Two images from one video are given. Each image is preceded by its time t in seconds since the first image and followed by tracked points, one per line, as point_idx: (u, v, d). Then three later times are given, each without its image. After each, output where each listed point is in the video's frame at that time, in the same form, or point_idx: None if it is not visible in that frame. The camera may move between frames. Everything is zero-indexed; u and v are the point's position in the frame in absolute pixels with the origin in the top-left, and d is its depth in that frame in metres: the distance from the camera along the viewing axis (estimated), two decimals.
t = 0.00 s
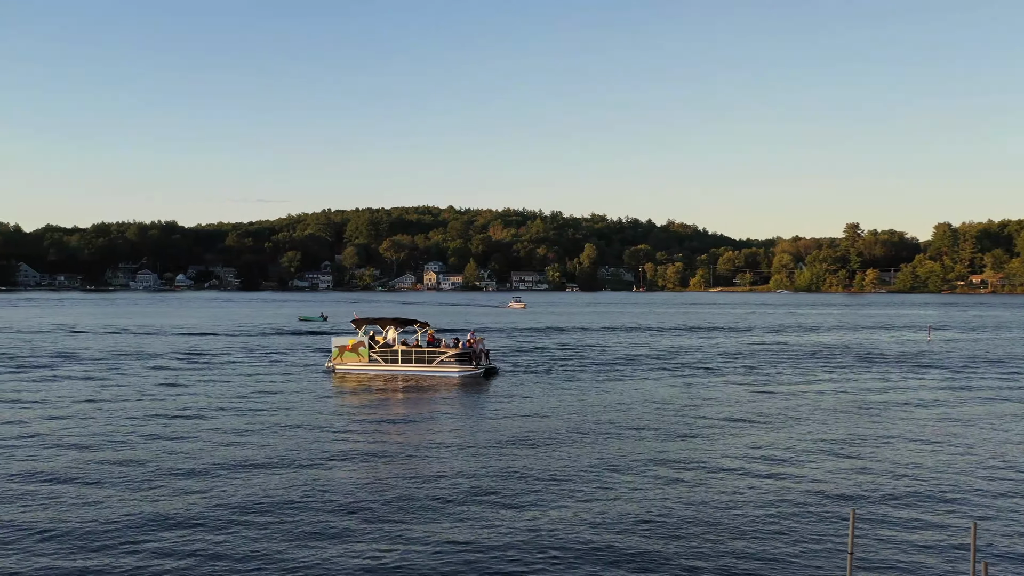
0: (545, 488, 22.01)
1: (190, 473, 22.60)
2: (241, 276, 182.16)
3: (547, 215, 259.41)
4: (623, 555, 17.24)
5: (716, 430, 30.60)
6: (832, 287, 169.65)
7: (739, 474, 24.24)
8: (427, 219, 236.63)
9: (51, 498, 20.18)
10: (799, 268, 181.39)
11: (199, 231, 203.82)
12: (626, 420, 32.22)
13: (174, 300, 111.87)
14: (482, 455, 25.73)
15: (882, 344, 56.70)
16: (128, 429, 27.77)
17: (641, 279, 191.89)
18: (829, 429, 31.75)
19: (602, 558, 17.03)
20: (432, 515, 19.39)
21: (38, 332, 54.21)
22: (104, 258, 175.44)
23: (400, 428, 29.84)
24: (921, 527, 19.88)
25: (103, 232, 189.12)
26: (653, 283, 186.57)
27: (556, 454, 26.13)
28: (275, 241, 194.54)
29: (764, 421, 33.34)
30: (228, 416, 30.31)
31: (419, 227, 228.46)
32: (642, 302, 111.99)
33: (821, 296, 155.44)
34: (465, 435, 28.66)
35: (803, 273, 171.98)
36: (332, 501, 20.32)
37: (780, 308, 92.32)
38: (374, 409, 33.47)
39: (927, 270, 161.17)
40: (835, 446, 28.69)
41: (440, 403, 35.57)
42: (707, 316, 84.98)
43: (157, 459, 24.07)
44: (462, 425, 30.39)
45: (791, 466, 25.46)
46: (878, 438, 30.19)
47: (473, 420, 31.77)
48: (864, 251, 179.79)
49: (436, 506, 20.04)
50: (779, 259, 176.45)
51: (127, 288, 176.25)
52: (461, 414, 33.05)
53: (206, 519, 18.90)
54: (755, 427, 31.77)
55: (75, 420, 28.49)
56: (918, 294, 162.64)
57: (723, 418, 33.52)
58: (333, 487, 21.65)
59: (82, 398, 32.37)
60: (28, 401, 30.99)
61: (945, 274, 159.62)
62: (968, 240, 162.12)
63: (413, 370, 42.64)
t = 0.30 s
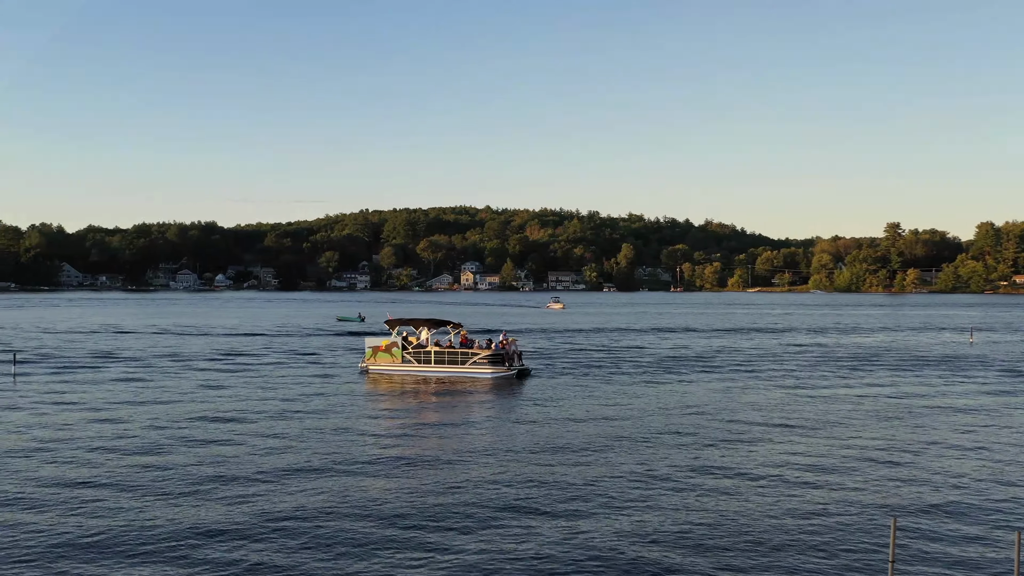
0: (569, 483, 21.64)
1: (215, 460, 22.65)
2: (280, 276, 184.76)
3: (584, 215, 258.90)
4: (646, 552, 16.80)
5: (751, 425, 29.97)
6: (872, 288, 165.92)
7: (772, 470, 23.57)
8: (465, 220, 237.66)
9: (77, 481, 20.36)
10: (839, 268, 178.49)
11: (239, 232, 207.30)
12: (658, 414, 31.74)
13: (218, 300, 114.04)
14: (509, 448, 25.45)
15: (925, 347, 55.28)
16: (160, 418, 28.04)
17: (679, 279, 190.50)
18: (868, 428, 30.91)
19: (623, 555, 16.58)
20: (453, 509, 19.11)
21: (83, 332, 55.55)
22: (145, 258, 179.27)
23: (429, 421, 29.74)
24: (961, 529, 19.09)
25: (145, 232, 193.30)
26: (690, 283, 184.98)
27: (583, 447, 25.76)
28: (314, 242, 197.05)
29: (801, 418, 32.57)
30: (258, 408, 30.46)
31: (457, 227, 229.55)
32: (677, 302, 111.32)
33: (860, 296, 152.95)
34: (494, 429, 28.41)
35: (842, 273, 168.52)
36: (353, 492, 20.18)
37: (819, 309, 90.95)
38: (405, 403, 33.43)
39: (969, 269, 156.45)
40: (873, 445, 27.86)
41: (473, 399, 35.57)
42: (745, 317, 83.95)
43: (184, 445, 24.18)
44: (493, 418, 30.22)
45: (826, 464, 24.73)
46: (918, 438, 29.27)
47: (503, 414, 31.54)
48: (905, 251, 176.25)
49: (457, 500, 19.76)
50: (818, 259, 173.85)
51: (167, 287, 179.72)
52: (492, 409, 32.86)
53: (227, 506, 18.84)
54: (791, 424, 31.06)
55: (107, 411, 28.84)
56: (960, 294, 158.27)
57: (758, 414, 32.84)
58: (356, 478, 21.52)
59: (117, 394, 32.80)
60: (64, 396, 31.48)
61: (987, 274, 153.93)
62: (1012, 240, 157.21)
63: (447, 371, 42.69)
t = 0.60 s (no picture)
0: (583, 472, 21.35)
1: (229, 456, 22.72)
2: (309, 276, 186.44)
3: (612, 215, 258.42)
4: (655, 540, 16.42)
5: (774, 422, 29.52)
6: (902, 288, 163.55)
7: (791, 460, 23.09)
8: (493, 220, 238.34)
9: (92, 476, 20.52)
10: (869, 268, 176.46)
11: (269, 233, 209.93)
12: (680, 413, 31.42)
13: (250, 301, 115.78)
14: (524, 441, 25.25)
15: (956, 349, 54.24)
16: (179, 418, 28.33)
17: (707, 279, 189.64)
18: (894, 423, 30.28)
19: (631, 543, 16.24)
20: (463, 499, 18.91)
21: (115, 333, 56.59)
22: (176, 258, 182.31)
23: (449, 417, 29.72)
24: (988, 512, 18.61)
25: (177, 233, 196.53)
26: (718, 284, 183.76)
27: (600, 440, 25.50)
28: (342, 242, 198.62)
29: (825, 415, 32.02)
30: (278, 409, 30.64)
31: (484, 228, 230.17)
32: (703, 303, 110.64)
33: (890, 296, 151.13)
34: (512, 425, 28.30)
35: (873, 273, 166.46)
36: (363, 484, 20.08)
37: (847, 310, 90.02)
38: (426, 401, 33.45)
39: (1002, 269, 153.69)
40: (899, 438, 27.22)
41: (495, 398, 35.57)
42: (772, 318, 83.23)
43: (200, 443, 24.33)
44: (513, 415, 30.13)
45: (848, 453, 24.18)
46: (945, 431, 28.60)
47: (523, 411, 31.42)
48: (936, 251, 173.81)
49: (467, 490, 19.56)
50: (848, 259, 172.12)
51: (197, 288, 182.14)
52: (512, 405, 32.77)
53: (236, 499, 18.82)
54: (816, 419, 30.52)
55: (129, 412, 29.19)
56: (992, 294, 155.49)
57: (782, 412, 32.35)
58: (367, 470, 21.40)
59: (141, 395, 33.22)
60: (89, 397, 31.97)
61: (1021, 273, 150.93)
62: None
63: (470, 371, 42.64)
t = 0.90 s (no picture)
0: (579, 480, 21.03)
1: (222, 462, 22.40)
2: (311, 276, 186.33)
3: (615, 215, 258.48)
4: (650, 551, 16.05)
5: (773, 425, 29.22)
6: (905, 288, 163.36)
7: (791, 465, 22.79)
8: (495, 220, 238.48)
9: (83, 482, 20.28)
10: (871, 268, 176.45)
11: (271, 233, 210.33)
12: (680, 415, 31.09)
13: (254, 301, 116.15)
14: (521, 446, 24.96)
15: (958, 351, 53.88)
16: (176, 421, 28.10)
17: (709, 279, 189.71)
18: (894, 425, 30.00)
19: (625, 554, 15.96)
20: (456, 507, 18.59)
21: (116, 334, 56.51)
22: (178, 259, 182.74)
23: (446, 419, 29.42)
24: (989, 518, 18.41)
25: (179, 233, 196.90)
26: (721, 284, 183.70)
27: (597, 445, 25.19)
28: (343, 242, 198.60)
29: (825, 417, 31.69)
30: (274, 410, 30.38)
31: (487, 228, 230.23)
32: (705, 303, 110.62)
33: (892, 296, 151.09)
34: (508, 427, 27.99)
35: (875, 273, 166.41)
36: (355, 490, 19.76)
37: (850, 311, 89.91)
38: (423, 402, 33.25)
39: (1004, 269, 153.59)
40: (902, 440, 26.89)
41: (493, 398, 35.35)
42: (774, 318, 83.06)
43: (193, 448, 24.01)
44: (512, 418, 29.95)
45: (849, 458, 23.81)
46: (949, 434, 28.23)
47: (521, 413, 31.11)
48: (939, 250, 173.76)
49: (460, 497, 19.24)
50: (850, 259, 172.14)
51: (198, 288, 182.14)
52: (510, 408, 32.47)
53: (227, 506, 18.52)
54: (817, 421, 30.19)
55: (124, 414, 28.94)
56: (994, 294, 155.38)
57: (782, 415, 32.01)
58: (361, 475, 21.09)
59: (138, 395, 32.97)
60: (85, 398, 31.74)
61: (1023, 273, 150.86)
62: None
63: (467, 372, 42.24)
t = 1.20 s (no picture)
0: (574, 489, 20.76)
1: (212, 470, 22.07)
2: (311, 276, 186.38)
3: (614, 215, 258.93)
4: (644, 566, 15.72)
5: (772, 431, 28.79)
6: (904, 288, 163.21)
7: (791, 475, 22.42)
8: (495, 220, 238.69)
9: (72, 490, 20.01)
10: (870, 268, 176.53)
11: (271, 233, 210.40)
12: (678, 420, 30.79)
13: (255, 301, 116.16)
14: (516, 454, 24.58)
15: (959, 353, 53.45)
16: (169, 426, 27.80)
17: (708, 279, 189.89)
18: (896, 430, 29.56)
19: (622, 568, 15.71)
20: (447, 520, 18.24)
21: (115, 335, 56.31)
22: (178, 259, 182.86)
23: (441, 426, 28.94)
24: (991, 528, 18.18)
25: (179, 232, 197.21)
26: (720, 284, 183.72)
27: (593, 453, 24.85)
28: (343, 242, 198.55)
29: (826, 423, 31.24)
30: (268, 414, 30.00)
31: (487, 228, 230.41)
32: (705, 304, 110.56)
33: (891, 297, 151.17)
34: (503, 435, 27.49)
35: (874, 273, 166.42)
36: (348, 500, 19.52)
37: (850, 311, 89.98)
38: (417, 407, 32.66)
39: (1004, 269, 153.51)
40: (903, 447, 26.48)
41: (488, 403, 34.66)
42: (774, 319, 82.80)
43: (185, 454, 23.72)
44: (508, 423, 29.75)
45: (849, 467, 23.43)
46: (952, 441, 27.80)
47: (516, 419, 30.55)
48: (938, 250, 173.74)
49: (453, 510, 18.89)
50: (849, 259, 172.24)
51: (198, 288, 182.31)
52: (506, 412, 31.81)
53: (216, 516, 18.23)
54: (817, 427, 29.75)
55: (118, 419, 28.69)
56: (994, 294, 155.29)
57: (782, 420, 31.55)
58: (352, 486, 20.75)
59: (132, 399, 32.70)
60: (78, 402, 31.50)
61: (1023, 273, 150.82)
62: None
63: (463, 374, 41.31)
